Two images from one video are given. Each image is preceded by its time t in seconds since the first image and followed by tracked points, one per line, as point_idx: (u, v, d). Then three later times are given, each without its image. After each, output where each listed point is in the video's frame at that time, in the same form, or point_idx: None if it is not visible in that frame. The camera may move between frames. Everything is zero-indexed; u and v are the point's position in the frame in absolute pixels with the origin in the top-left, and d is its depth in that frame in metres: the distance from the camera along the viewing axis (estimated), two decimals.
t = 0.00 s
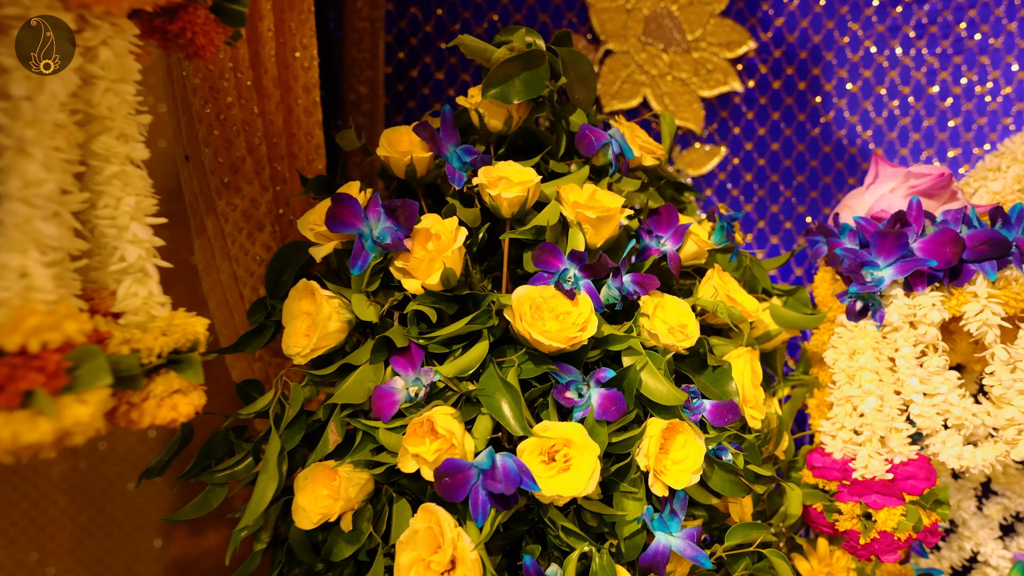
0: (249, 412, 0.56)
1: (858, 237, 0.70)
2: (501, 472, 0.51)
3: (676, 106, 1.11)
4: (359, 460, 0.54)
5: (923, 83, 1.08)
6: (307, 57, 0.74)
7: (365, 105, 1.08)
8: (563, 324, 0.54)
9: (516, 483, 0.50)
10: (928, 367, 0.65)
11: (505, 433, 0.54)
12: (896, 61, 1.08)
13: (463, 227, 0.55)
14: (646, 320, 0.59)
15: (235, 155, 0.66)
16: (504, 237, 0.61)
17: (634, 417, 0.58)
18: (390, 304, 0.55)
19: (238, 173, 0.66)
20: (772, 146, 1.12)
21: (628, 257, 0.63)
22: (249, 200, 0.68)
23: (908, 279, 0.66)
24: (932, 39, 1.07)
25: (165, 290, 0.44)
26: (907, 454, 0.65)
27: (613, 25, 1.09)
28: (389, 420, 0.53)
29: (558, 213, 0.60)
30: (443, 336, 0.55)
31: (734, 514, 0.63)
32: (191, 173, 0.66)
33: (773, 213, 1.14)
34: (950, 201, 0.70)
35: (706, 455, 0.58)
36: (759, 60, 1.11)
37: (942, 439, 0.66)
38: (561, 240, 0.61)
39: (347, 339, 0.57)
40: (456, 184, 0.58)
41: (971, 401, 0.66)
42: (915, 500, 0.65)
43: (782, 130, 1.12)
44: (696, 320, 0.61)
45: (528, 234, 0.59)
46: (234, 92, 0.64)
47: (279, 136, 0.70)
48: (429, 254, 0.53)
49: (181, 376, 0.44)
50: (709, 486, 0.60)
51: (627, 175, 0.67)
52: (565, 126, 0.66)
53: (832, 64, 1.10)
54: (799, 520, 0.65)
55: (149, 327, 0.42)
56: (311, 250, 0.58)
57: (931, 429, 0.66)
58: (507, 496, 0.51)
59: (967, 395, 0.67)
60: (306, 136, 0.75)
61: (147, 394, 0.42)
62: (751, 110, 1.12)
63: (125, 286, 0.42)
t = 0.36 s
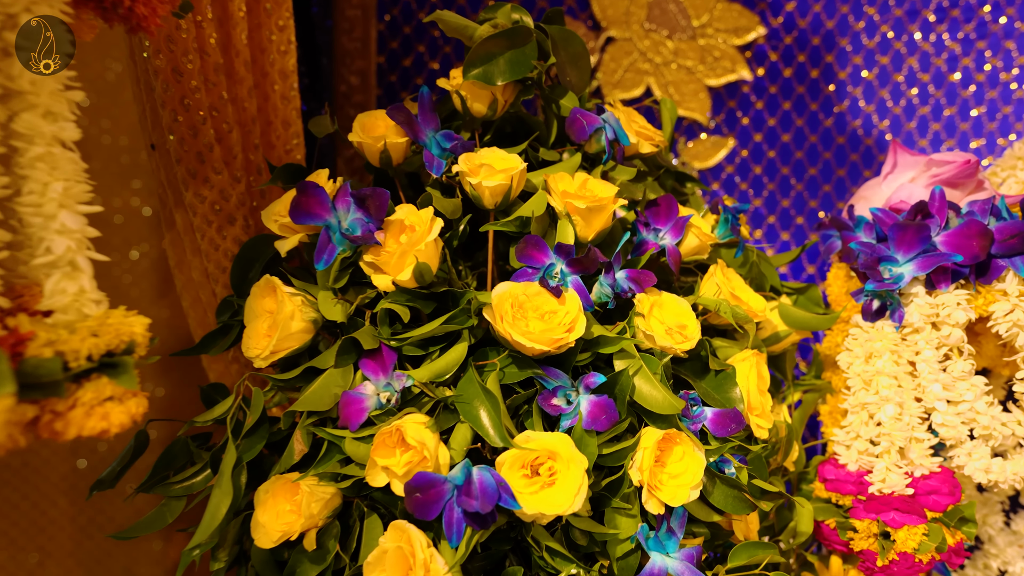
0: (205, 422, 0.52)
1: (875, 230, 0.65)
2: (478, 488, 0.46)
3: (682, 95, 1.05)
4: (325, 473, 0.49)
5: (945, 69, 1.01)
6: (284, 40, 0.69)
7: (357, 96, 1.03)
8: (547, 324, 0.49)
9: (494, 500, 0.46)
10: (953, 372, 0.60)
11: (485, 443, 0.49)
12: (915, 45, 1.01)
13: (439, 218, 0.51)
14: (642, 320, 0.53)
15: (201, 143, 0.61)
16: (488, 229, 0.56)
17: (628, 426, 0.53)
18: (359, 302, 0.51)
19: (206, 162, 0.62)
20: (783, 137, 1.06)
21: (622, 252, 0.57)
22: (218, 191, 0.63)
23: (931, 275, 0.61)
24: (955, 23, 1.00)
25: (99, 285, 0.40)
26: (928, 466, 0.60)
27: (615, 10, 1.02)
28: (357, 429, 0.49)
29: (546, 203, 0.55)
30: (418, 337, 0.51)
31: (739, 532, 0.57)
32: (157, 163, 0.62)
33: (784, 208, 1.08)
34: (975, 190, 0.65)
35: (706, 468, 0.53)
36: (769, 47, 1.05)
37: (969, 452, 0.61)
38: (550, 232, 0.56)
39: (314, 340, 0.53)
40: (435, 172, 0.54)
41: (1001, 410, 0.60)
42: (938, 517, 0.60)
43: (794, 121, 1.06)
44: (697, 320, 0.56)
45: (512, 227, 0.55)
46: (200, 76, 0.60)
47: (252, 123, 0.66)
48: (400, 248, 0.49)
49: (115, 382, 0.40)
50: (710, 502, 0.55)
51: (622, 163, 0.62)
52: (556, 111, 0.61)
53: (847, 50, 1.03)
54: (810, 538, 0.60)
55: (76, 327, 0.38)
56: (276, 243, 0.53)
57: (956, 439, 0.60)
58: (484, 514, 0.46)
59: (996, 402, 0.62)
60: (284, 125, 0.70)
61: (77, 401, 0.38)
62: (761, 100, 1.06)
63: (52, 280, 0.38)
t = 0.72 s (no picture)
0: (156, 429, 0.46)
1: (892, 220, 0.60)
2: (451, 502, 0.42)
3: (686, 84, 0.99)
4: (286, 483, 0.45)
5: (966, 54, 0.95)
6: (259, 21, 0.64)
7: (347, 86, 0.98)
8: (530, 321, 0.45)
9: (467, 516, 0.41)
10: (978, 375, 0.54)
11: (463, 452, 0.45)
12: (934, 28, 0.95)
13: (413, 206, 0.47)
14: (636, 317, 0.49)
15: (166, 128, 0.57)
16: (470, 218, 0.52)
17: (619, 433, 0.48)
18: (325, 297, 0.47)
19: (171, 148, 0.58)
20: (793, 127, 1.01)
21: (616, 243, 0.53)
22: (186, 180, 0.59)
23: (954, 269, 0.56)
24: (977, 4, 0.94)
25: (27, 277, 0.38)
26: (951, 477, 0.55)
27: None
28: (321, 436, 0.44)
29: (532, 190, 0.51)
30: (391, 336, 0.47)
31: (742, 548, 0.53)
32: (121, 149, 0.58)
33: (794, 201, 1.02)
34: (1002, 177, 0.60)
35: (706, 480, 0.49)
36: (779, 32, 0.99)
37: (998, 463, 0.55)
38: (536, 222, 0.52)
39: (281, 338, 0.49)
40: (410, 157, 0.50)
41: None
42: (963, 533, 0.55)
43: (805, 110, 1.00)
44: (697, 318, 0.51)
45: (494, 215, 0.50)
46: (162, 56, 0.56)
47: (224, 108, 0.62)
48: (367, 238, 0.45)
49: (42, 383, 0.38)
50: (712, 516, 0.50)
51: (616, 148, 0.58)
52: (545, 92, 0.57)
53: (861, 34, 0.97)
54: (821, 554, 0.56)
55: None
56: (238, 234, 0.49)
57: (981, 448, 0.55)
58: (457, 531, 0.41)
59: None
60: (260, 110, 0.66)
61: None
62: (770, 88, 1.01)
63: None
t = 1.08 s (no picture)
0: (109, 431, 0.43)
1: (912, 209, 0.55)
2: (424, 516, 0.38)
3: (692, 71, 0.94)
4: (248, 492, 0.41)
5: (989, 37, 0.88)
6: (236, 1, 0.60)
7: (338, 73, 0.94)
8: (513, 317, 0.41)
9: (442, 531, 0.37)
10: (1008, 377, 0.50)
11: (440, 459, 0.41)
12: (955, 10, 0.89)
13: (387, 192, 0.43)
14: (631, 313, 0.45)
15: (132, 112, 0.54)
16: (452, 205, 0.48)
17: (612, 439, 0.44)
18: (292, 290, 0.43)
19: (138, 134, 0.55)
20: (805, 117, 0.95)
21: (610, 233, 0.49)
22: (155, 167, 0.56)
23: (982, 261, 0.51)
24: None
25: None
26: (977, 488, 0.50)
27: None
28: (286, 441, 0.41)
29: (518, 175, 0.47)
30: (363, 332, 0.43)
31: (748, 565, 0.49)
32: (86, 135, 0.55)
33: (806, 194, 0.96)
34: None
35: (709, 491, 0.45)
36: (789, 15, 0.93)
37: None
38: (524, 210, 0.48)
39: (247, 335, 0.45)
40: (386, 140, 0.46)
41: None
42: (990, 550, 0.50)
43: (817, 98, 0.94)
44: (700, 315, 0.47)
45: (476, 202, 0.46)
46: (127, 34, 0.52)
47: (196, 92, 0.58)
48: (335, 225, 0.41)
49: None
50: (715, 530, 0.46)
51: (611, 131, 0.54)
52: (535, 72, 0.53)
53: (877, 18, 0.91)
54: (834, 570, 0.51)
55: None
56: (201, 222, 0.45)
57: (1011, 457, 0.50)
58: (431, 548, 0.38)
59: None
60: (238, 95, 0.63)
61: None
62: (780, 75, 0.94)
63: None
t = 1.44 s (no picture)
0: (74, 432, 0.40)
1: (939, 197, 0.51)
2: (407, 525, 0.35)
3: (703, 59, 0.89)
4: (219, 497, 0.38)
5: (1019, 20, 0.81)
6: None
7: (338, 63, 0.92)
8: (505, 310, 0.37)
9: (425, 542, 0.34)
10: None
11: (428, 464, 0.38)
12: None
13: (372, 176, 0.40)
14: (635, 307, 0.41)
15: (111, 96, 0.51)
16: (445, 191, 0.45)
17: (613, 442, 0.41)
18: (269, 281, 0.40)
19: (117, 119, 0.52)
20: (821, 106, 0.89)
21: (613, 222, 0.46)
22: (136, 154, 0.54)
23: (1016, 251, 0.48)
24: None
25: None
26: (1010, 498, 0.47)
27: None
28: (261, 443, 0.38)
29: (513, 159, 0.44)
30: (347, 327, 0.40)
31: None
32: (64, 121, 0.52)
33: (822, 186, 0.91)
34: None
35: (718, 499, 0.41)
36: None
37: None
38: (520, 197, 0.45)
39: (224, 330, 0.43)
40: (373, 123, 0.43)
41: None
42: None
43: (833, 87, 0.88)
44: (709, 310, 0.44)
45: (469, 187, 0.43)
46: (104, 14, 0.50)
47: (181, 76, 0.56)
48: (314, 210, 0.38)
49: None
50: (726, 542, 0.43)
51: (615, 113, 0.50)
52: (534, 52, 0.50)
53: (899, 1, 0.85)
54: None
55: None
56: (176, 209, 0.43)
57: None
58: (412, 561, 0.35)
59: None
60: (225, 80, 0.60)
61: None
62: (795, 63, 0.89)
63: None
